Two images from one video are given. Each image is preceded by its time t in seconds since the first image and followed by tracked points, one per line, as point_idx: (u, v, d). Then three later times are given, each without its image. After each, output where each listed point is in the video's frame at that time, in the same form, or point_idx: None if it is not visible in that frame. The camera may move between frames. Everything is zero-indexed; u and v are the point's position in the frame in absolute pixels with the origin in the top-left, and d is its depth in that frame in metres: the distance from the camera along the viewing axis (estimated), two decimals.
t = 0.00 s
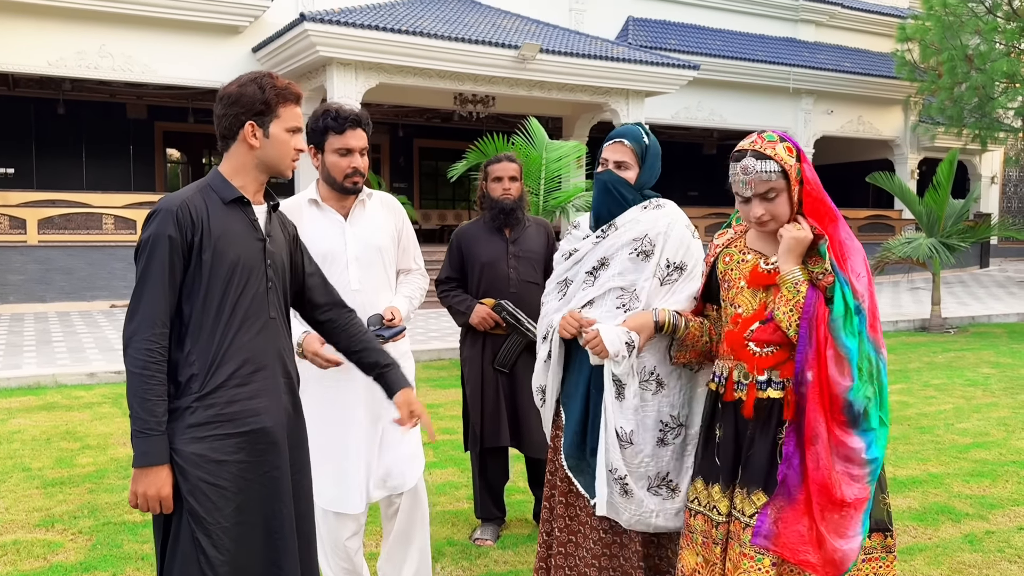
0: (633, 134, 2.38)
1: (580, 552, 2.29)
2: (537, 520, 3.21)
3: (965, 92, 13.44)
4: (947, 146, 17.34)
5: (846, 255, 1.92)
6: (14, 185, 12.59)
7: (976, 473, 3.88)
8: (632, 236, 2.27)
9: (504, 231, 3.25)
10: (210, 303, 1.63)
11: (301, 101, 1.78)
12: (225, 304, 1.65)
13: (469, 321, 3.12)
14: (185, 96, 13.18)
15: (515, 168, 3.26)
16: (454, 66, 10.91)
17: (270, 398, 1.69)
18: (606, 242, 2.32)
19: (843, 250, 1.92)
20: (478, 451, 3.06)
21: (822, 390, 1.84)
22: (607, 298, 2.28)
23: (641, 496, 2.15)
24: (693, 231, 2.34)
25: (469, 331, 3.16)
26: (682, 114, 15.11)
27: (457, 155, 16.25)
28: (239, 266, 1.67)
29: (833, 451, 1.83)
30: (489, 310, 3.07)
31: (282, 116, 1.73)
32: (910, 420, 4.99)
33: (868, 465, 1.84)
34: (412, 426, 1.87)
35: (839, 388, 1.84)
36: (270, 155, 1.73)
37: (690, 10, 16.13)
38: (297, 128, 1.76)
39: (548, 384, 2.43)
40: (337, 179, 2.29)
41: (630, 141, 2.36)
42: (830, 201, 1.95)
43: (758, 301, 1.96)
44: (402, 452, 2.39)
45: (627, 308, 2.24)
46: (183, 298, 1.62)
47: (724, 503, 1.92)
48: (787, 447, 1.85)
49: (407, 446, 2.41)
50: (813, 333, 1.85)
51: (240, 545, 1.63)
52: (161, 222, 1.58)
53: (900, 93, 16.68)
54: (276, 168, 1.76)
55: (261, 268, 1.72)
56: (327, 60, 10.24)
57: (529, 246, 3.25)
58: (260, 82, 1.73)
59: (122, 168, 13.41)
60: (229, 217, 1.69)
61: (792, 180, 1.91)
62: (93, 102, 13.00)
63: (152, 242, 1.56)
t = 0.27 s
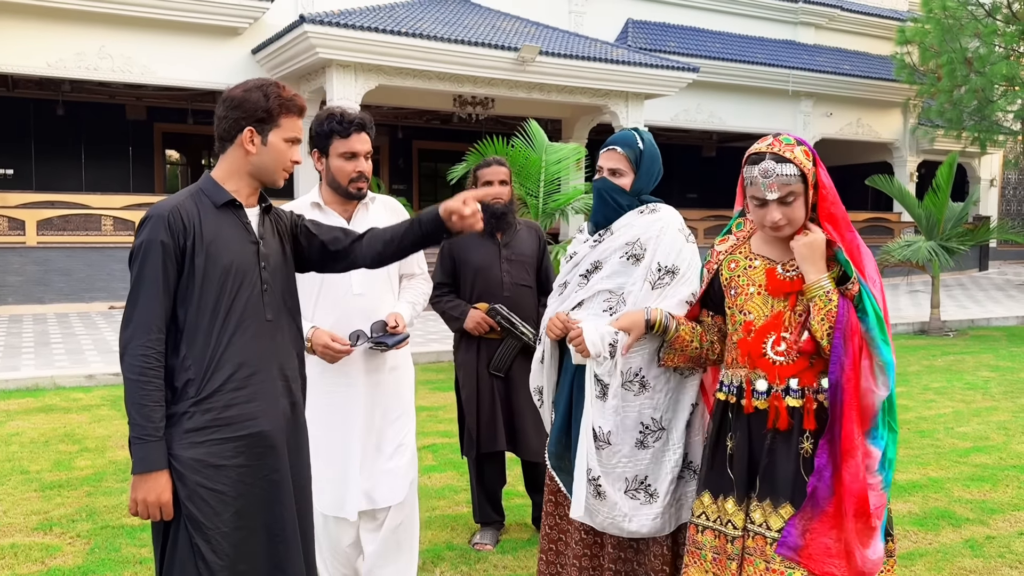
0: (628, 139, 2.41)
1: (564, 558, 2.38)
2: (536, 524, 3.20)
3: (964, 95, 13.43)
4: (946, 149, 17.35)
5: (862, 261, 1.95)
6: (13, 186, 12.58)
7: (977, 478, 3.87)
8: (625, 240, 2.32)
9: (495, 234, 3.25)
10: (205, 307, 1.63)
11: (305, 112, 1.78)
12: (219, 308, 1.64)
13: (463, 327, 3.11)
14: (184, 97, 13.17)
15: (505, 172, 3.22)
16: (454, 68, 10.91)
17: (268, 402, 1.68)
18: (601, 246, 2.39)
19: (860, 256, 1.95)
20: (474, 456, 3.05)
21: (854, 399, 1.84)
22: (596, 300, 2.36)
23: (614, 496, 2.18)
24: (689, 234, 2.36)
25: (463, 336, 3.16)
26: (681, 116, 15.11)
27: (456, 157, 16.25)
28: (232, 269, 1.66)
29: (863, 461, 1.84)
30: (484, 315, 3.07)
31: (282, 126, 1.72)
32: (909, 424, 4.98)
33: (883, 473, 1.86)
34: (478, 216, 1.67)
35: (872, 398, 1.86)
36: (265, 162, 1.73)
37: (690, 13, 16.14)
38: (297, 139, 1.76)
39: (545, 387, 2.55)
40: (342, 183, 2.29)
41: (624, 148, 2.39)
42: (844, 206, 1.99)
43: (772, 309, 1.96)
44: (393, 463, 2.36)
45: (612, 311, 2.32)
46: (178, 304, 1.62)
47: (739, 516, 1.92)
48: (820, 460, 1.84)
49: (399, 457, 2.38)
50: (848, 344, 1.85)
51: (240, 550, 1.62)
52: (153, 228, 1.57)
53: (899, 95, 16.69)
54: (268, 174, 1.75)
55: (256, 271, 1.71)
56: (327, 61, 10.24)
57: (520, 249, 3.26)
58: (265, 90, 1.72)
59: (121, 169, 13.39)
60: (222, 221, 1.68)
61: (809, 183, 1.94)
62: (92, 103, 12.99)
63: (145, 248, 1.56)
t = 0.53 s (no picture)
0: (626, 141, 2.39)
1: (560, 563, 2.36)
2: (537, 527, 3.18)
3: (964, 96, 13.41)
4: (947, 150, 17.35)
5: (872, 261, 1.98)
6: (13, 186, 12.57)
7: (977, 480, 3.86)
8: (623, 241, 2.32)
9: (493, 236, 3.24)
10: (199, 309, 1.62)
11: (299, 112, 1.76)
12: (213, 309, 1.63)
13: (461, 328, 3.11)
14: (184, 97, 13.17)
15: (502, 172, 3.22)
16: (454, 69, 10.91)
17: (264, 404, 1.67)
18: (600, 246, 2.38)
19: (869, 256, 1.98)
20: (474, 458, 3.04)
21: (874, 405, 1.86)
22: (592, 299, 2.35)
23: (608, 494, 2.19)
24: (688, 236, 2.35)
25: (460, 338, 3.16)
26: (682, 117, 15.10)
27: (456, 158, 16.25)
28: (227, 271, 1.65)
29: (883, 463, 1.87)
30: (482, 317, 3.06)
31: (277, 127, 1.71)
32: (910, 426, 4.97)
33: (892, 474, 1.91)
34: (448, 135, 1.69)
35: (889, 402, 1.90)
36: (260, 164, 1.72)
37: (690, 14, 16.13)
38: (290, 140, 1.74)
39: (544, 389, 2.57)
40: (345, 184, 2.28)
41: (621, 149, 2.37)
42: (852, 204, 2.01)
43: (784, 312, 1.96)
44: (383, 473, 2.34)
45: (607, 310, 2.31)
46: (172, 306, 1.61)
47: (761, 525, 1.91)
48: (843, 466, 1.86)
49: (389, 467, 2.34)
50: (864, 347, 1.87)
51: (236, 553, 1.61)
52: (147, 230, 1.56)
53: (899, 97, 16.68)
54: (263, 177, 1.74)
55: (250, 272, 1.70)
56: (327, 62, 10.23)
57: (518, 251, 3.25)
58: (258, 90, 1.71)
59: (121, 169, 13.38)
60: (216, 222, 1.67)
61: (822, 184, 1.95)
62: (93, 103, 12.99)
63: (138, 250, 1.55)
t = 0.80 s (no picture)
0: (621, 142, 2.40)
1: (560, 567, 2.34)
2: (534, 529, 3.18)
3: (963, 98, 13.41)
4: (946, 152, 17.36)
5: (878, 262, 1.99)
6: (11, 186, 12.56)
7: (976, 482, 3.85)
8: (619, 243, 2.31)
9: (493, 238, 3.24)
10: (194, 311, 1.61)
11: (289, 110, 1.76)
12: (208, 311, 1.62)
13: (460, 330, 3.11)
14: (183, 98, 13.16)
15: (501, 174, 3.22)
16: (453, 69, 10.91)
17: (260, 406, 1.66)
18: (595, 248, 2.38)
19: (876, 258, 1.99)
20: (473, 459, 3.03)
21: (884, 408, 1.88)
22: (589, 302, 2.34)
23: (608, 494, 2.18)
24: (685, 238, 2.35)
25: (459, 340, 3.15)
26: (681, 119, 15.10)
27: (455, 159, 16.25)
28: (221, 273, 1.65)
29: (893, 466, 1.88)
30: (481, 319, 3.07)
31: (267, 125, 1.70)
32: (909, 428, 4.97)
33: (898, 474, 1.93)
34: (439, 138, 1.71)
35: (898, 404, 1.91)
36: (253, 163, 1.71)
37: (689, 16, 16.14)
38: (282, 138, 1.74)
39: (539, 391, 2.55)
40: (343, 180, 2.28)
41: (617, 151, 2.38)
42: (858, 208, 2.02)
43: (793, 315, 1.97)
44: (385, 478, 2.33)
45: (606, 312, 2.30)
46: (166, 308, 1.60)
47: (773, 529, 1.92)
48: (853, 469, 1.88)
49: (389, 472, 2.33)
50: (874, 349, 1.88)
51: (233, 556, 1.60)
52: (140, 232, 1.56)
53: (898, 99, 16.69)
54: (257, 176, 1.74)
55: (244, 274, 1.69)
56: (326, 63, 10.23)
57: (518, 252, 3.25)
58: (248, 90, 1.71)
59: (120, 170, 13.37)
60: (209, 223, 1.67)
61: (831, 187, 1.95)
62: (92, 104, 12.98)
63: (132, 253, 1.55)
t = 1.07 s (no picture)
0: (620, 143, 2.40)
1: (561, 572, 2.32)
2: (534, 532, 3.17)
3: (962, 100, 13.42)
4: (944, 153, 17.38)
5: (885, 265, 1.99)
6: (10, 186, 12.54)
7: (976, 485, 3.85)
8: (620, 245, 2.31)
9: (496, 239, 3.24)
10: (192, 313, 1.60)
11: (288, 110, 1.76)
12: (207, 313, 1.62)
13: (463, 331, 3.10)
14: (182, 98, 13.15)
15: (505, 175, 3.21)
16: (453, 70, 10.91)
17: (259, 409, 1.65)
18: (595, 249, 2.37)
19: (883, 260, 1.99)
20: (473, 461, 3.03)
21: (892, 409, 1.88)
22: (590, 304, 2.33)
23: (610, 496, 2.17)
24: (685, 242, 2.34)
25: (463, 341, 3.15)
26: (680, 120, 15.11)
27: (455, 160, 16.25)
28: (219, 275, 1.64)
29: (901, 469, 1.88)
30: (483, 320, 3.06)
31: (266, 126, 1.70)
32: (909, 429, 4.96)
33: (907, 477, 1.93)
34: (439, 145, 1.70)
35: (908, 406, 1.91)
36: (251, 164, 1.71)
37: (689, 17, 16.14)
38: (280, 138, 1.73)
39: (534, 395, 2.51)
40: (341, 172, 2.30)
41: (616, 152, 2.37)
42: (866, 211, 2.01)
43: (800, 317, 1.96)
44: (388, 483, 2.32)
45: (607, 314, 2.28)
46: (164, 309, 1.59)
47: (774, 530, 1.92)
48: (859, 472, 1.88)
49: (394, 478, 2.32)
50: (882, 351, 1.88)
51: (231, 560, 1.59)
52: (139, 233, 1.55)
53: (897, 100, 16.70)
54: (256, 177, 1.73)
55: (243, 275, 1.68)
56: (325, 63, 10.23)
57: (521, 254, 3.25)
58: (246, 90, 1.70)
59: (119, 170, 13.36)
60: (208, 224, 1.66)
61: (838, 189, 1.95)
62: (91, 104, 12.97)
63: (131, 254, 1.54)
